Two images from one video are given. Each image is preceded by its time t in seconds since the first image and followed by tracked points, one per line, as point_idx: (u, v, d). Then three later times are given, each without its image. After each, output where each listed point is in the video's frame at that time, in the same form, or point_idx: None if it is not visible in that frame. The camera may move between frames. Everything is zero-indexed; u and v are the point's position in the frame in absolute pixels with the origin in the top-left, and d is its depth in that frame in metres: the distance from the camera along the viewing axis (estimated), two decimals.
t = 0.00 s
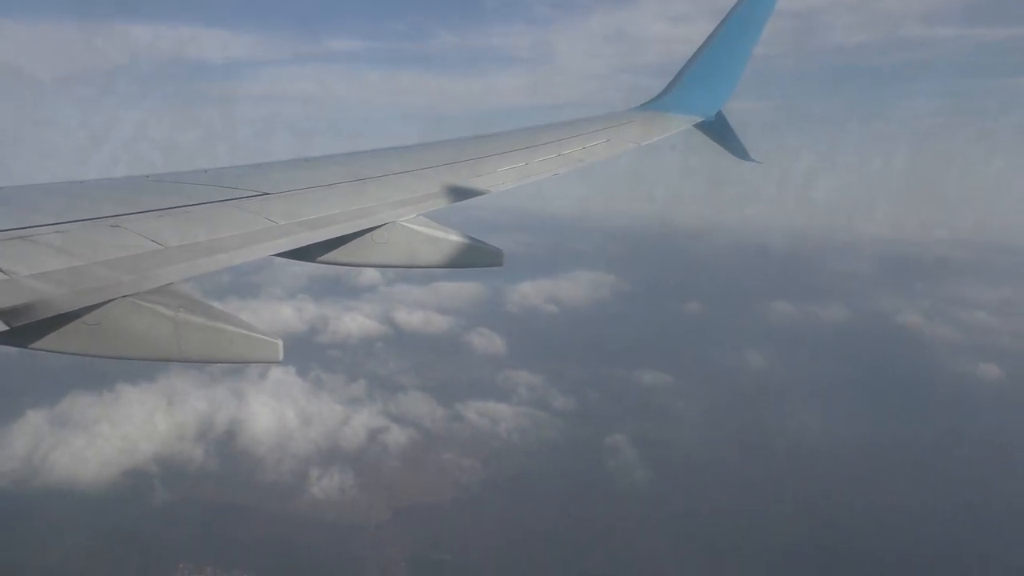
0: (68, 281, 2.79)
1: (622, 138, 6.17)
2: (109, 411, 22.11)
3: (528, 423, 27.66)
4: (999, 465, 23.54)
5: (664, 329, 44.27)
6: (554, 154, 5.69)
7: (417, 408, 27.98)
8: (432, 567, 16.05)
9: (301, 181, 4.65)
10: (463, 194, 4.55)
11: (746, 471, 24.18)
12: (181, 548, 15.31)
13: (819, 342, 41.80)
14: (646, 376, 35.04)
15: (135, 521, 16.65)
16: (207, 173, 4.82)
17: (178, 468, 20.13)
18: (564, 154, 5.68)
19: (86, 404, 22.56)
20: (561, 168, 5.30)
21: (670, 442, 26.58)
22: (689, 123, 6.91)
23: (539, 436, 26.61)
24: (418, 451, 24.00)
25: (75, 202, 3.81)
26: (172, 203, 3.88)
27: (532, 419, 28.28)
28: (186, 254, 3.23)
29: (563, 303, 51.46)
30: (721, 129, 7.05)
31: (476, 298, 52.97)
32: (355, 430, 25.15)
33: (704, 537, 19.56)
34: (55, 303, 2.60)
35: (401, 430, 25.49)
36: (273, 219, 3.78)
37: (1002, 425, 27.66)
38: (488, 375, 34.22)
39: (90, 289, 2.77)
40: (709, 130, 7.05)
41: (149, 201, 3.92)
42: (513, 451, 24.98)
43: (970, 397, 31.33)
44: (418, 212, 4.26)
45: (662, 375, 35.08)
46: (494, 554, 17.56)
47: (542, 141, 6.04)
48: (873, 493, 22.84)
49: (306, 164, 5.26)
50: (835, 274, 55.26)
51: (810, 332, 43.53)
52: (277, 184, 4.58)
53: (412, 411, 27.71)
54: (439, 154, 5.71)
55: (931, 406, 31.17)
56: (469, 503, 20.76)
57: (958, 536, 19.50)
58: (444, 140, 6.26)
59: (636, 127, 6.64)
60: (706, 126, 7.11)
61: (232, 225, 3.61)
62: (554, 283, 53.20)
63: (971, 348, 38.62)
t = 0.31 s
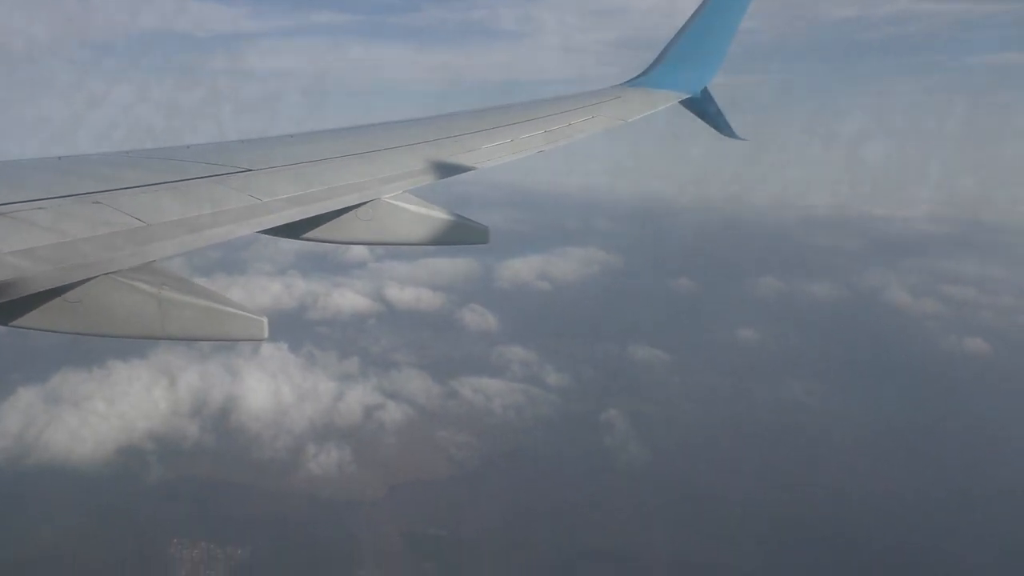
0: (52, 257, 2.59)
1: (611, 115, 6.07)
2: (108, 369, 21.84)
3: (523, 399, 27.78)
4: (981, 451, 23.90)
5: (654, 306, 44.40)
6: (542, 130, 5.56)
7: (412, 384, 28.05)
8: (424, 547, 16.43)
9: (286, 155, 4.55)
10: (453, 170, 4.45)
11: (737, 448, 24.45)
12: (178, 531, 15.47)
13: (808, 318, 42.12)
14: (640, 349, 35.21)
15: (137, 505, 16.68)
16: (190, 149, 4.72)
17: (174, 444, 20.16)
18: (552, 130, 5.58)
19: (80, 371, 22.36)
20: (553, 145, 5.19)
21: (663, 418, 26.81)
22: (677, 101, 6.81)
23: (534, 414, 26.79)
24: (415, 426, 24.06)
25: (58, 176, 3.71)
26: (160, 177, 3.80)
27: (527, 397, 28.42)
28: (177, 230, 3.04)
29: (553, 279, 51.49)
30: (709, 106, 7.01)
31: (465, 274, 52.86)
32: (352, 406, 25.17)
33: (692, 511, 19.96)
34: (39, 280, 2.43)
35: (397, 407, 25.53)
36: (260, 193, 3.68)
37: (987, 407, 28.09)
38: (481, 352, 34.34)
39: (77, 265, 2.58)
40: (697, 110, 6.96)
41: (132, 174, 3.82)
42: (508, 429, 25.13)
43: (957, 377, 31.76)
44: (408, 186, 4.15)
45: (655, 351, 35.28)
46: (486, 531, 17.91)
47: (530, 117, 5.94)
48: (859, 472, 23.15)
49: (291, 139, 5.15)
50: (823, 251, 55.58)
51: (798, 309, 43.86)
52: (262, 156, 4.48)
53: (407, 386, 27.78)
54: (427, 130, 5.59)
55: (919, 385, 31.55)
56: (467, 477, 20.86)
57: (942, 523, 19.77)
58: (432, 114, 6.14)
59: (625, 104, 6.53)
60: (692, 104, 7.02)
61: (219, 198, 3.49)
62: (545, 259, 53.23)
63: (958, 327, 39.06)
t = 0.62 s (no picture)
0: (32, 229, 2.38)
1: (598, 92, 5.99)
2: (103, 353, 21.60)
3: (521, 372, 27.71)
4: (973, 423, 24.12)
5: (647, 283, 44.47)
6: (530, 106, 5.46)
7: (409, 358, 27.91)
8: (419, 527, 16.63)
9: (270, 129, 4.41)
10: (441, 144, 4.33)
11: (731, 425, 24.56)
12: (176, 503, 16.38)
13: (800, 295, 42.31)
14: (634, 327, 35.28)
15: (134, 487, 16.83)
16: (172, 123, 4.58)
17: (172, 429, 20.11)
18: (541, 106, 5.48)
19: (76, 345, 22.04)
20: (542, 120, 5.10)
21: (659, 395, 26.85)
22: (665, 76, 6.70)
23: (532, 390, 26.76)
24: (414, 400, 23.99)
25: (39, 148, 3.58)
26: (147, 151, 3.66)
27: (525, 370, 28.36)
28: (162, 201, 2.93)
29: (546, 256, 51.44)
30: (699, 81, 6.88)
31: (457, 250, 52.69)
32: (350, 382, 25.12)
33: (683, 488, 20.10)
34: (14, 253, 2.21)
35: (395, 380, 25.46)
36: (247, 166, 3.56)
37: (979, 380, 28.32)
38: (476, 328, 34.32)
39: (58, 241, 2.38)
40: (686, 83, 6.84)
41: (115, 148, 3.68)
42: (506, 406, 25.13)
43: (949, 352, 32.01)
44: (396, 160, 4.02)
45: (650, 326, 35.31)
46: (478, 514, 18.19)
47: (518, 93, 5.84)
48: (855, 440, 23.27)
49: (275, 113, 5.02)
50: (814, 228, 55.74)
51: (789, 287, 44.07)
52: (247, 130, 4.35)
53: (404, 360, 27.65)
54: (411, 105, 5.46)
55: (912, 357, 31.72)
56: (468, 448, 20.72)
57: (939, 491, 19.91)
58: (419, 90, 6.00)
59: (611, 80, 6.42)
60: (681, 79, 6.90)
61: (205, 171, 3.37)
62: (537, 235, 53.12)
63: (949, 305, 39.34)
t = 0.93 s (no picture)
0: (23, 220, 2.37)
1: (593, 84, 5.95)
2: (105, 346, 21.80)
3: (522, 364, 27.75)
4: (969, 420, 24.23)
5: (645, 274, 44.51)
6: (525, 98, 5.41)
7: (409, 350, 27.96)
8: (420, 518, 16.47)
9: (262, 119, 4.37)
10: (436, 136, 4.30)
11: (730, 418, 24.64)
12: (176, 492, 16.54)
13: (796, 289, 42.46)
14: (633, 319, 35.35)
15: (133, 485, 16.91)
16: (164, 111, 4.53)
17: (174, 420, 20.24)
18: (536, 99, 5.43)
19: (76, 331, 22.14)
20: (536, 112, 5.06)
21: (660, 386, 26.91)
22: (659, 69, 6.66)
23: (534, 382, 26.75)
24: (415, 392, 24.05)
25: (29, 134, 3.53)
26: (140, 139, 3.63)
27: (526, 362, 28.40)
28: (151, 190, 2.89)
29: (544, 247, 51.43)
30: (694, 74, 6.87)
31: (455, 240, 52.63)
32: (351, 372, 25.16)
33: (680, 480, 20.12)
34: (2, 240, 2.17)
35: (397, 372, 25.51)
36: (239, 156, 3.52)
37: (976, 374, 28.45)
38: (475, 319, 34.34)
39: (48, 229, 2.34)
40: (681, 74, 6.79)
41: (107, 136, 3.65)
42: (507, 397, 25.18)
43: (947, 348, 32.17)
44: (390, 152, 3.99)
45: (649, 319, 35.43)
46: (480, 505, 17.94)
47: (514, 85, 5.80)
48: (853, 434, 23.29)
49: (267, 103, 4.97)
50: (811, 221, 55.84)
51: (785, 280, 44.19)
52: (238, 120, 4.30)
53: (404, 353, 27.69)
54: (406, 96, 5.42)
55: (909, 351, 31.88)
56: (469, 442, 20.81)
57: (939, 484, 19.91)
58: (414, 80, 5.96)
59: (607, 73, 6.38)
60: (676, 71, 6.86)
61: (196, 160, 3.33)
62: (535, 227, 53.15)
63: (948, 300, 39.51)
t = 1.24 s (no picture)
0: (22, 213, 2.36)
1: (592, 83, 5.91)
2: (106, 354, 22.50)
3: (527, 363, 27.83)
4: (970, 420, 24.28)
5: (646, 272, 44.53)
6: (525, 95, 5.38)
7: (414, 346, 28.06)
8: (423, 516, 16.49)
9: (260, 114, 4.35)
10: (435, 133, 4.29)
11: (732, 417, 24.66)
12: (174, 488, 16.62)
13: (797, 289, 42.51)
14: (635, 317, 35.45)
15: (136, 480, 16.90)
16: (161, 106, 4.51)
17: (182, 417, 20.42)
18: (534, 96, 5.39)
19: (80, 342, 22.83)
20: (535, 110, 5.03)
21: (663, 385, 26.98)
22: (656, 68, 6.66)
23: (540, 379, 26.74)
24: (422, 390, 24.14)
25: (27, 128, 3.53)
26: (139, 133, 3.62)
27: (531, 360, 28.50)
28: (149, 185, 2.88)
29: (545, 244, 51.45)
30: (690, 73, 6.87)
31: (457, 237, 52.67)
32: (357, 369, 25.27)
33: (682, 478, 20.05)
34: None
35: (403, 369, 25.60)
36: (237, 151, 3.51)
37: (978, 374, 28.50)
38: (479, 316, 34.38)
39: (48, 223, 2.35)
40: (678, 73, 6.81)
41: (104, 130, 3.63)
42: (513, 394, 25.26)
43: (949, 348, 32.23)
44: (388, 148, 3.98)
45: (651, 316, 35.52)
46: (483, 504, 17.88)
47: (514, 83, 5.77)
48: (854, 434, 23.29)
49: (265, 99, 4.94)
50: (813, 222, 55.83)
51: (785, 280, 44.26)
52: (237, 116, 4.28)
53: (410, 349, 27.80)
54: (406, 92, 5.39)
55: (912, 350, 31.91)
56: (475, 439, 20.90)
57: (939, 485, 19.95)
58: (414, 78, 5.93)
59: (605, 70, 6.38)
60: (673, 70, 6.88)
61: (194, 155, 3.32)
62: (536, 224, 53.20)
63: (950, 300, 39.58)
